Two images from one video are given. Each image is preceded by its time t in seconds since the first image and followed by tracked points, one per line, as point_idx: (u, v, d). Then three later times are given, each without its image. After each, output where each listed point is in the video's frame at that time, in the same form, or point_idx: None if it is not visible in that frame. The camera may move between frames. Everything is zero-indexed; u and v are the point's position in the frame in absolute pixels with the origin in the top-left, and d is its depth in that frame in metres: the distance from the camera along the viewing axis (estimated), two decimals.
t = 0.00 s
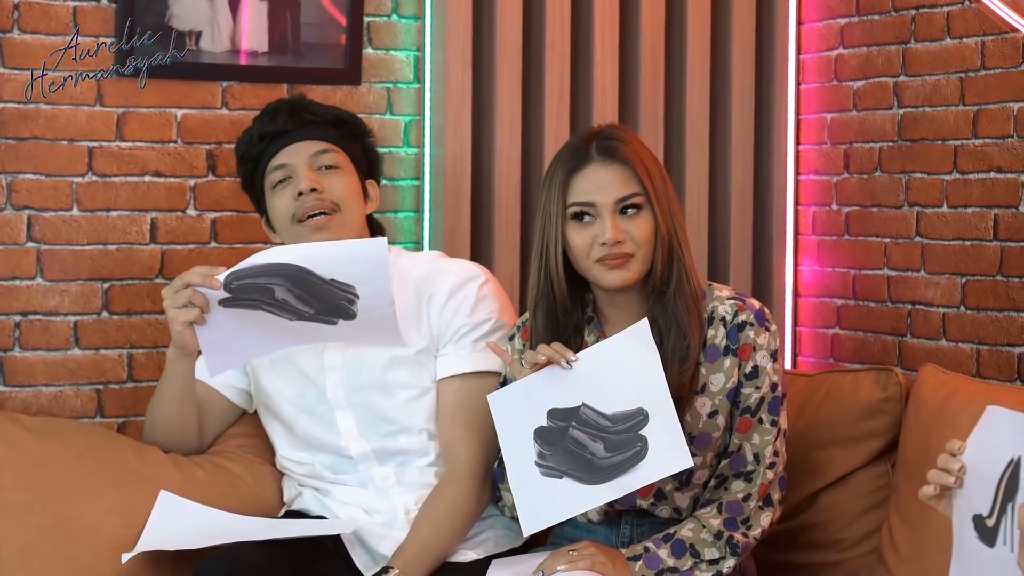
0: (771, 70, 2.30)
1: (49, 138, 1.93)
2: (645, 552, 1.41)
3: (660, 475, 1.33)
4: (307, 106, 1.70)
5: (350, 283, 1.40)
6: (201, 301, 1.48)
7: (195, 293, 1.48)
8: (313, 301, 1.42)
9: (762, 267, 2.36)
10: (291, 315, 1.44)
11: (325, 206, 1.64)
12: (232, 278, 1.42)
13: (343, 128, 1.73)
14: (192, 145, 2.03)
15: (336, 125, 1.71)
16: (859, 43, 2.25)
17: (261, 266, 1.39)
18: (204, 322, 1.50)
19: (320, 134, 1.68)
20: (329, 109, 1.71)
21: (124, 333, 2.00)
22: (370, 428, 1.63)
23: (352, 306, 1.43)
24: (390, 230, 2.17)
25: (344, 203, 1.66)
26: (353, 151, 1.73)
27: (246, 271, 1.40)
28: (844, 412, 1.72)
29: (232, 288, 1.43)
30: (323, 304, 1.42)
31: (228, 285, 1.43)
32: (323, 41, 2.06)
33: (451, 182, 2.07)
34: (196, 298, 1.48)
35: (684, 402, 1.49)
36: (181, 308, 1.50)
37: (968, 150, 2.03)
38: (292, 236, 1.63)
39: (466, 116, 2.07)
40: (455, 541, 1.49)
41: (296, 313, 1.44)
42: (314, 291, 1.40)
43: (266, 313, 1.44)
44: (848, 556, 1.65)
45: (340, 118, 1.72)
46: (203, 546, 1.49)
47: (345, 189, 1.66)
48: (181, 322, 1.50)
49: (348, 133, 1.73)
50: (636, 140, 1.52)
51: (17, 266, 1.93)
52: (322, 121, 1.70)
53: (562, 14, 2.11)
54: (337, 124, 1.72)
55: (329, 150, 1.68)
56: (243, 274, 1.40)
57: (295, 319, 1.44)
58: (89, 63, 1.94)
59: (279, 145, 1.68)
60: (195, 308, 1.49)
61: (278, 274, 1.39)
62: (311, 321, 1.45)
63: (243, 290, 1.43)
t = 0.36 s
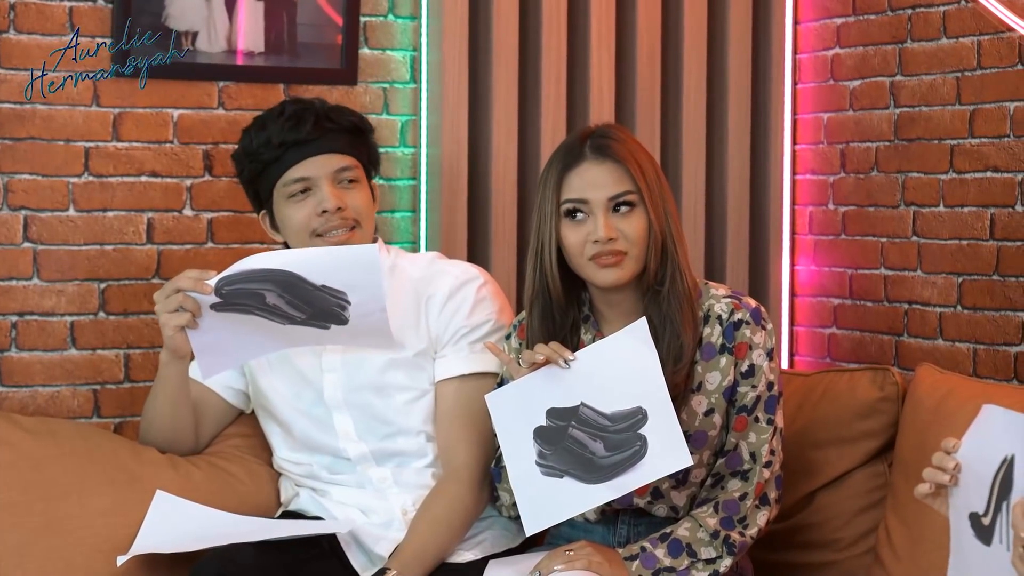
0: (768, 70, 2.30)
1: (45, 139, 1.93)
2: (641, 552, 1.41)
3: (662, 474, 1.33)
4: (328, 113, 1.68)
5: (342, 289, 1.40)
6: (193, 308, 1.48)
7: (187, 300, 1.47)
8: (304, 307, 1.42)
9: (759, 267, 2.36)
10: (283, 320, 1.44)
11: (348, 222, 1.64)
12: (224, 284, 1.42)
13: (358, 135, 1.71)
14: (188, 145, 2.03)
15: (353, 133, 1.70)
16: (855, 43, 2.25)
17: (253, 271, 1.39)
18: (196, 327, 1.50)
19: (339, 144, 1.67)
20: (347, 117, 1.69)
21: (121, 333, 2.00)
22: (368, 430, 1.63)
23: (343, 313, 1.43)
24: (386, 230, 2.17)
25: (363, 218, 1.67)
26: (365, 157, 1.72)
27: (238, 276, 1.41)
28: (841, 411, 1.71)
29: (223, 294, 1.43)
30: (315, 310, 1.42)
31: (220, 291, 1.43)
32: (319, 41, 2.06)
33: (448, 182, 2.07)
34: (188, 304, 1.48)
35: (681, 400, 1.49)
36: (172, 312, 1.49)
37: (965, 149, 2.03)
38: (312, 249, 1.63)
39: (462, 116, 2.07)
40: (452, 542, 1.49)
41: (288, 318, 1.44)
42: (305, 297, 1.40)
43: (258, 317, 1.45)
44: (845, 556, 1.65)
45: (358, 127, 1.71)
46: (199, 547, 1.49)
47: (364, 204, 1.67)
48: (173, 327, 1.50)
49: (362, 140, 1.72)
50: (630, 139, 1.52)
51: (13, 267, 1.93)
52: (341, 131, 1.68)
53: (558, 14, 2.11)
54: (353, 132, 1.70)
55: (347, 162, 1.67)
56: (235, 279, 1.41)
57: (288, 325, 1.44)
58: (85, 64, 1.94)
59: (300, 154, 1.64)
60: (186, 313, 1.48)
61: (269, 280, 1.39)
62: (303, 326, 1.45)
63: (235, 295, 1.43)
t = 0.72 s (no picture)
0: (768, 70, 2.30)
1: (46, 139, 1.93)
2: (641, 552, 1.41)
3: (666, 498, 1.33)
4: (333, 110, 1.68)
5: (338, 316, 1.43)
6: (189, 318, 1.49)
7: (183, 310, 1.48)
8: (300, 331, 1.44)
9: (759, 267, 2.36)
10: (277, 343, 1.46)
11: (349, 220, 1.63)
12: (222, 298, 1.44)
13: (364, 132, 1.71)
14: (189, 145, 2.03)
15: (358, 131, 1.69)
16: (856, 43, 2.25)
17: (253, 290, 1.43)
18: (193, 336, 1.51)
19: (344, 142, 1.66)
20: (353, 114, 1.69)
21: (121, 334, 2.00)
22: (368, 431, 1.63)
23: (337, 343, 1.46)
24: (387, 231, 2.17)
25: (365, 218, 1.65)
26: (370, 156, 1.71)
27: (237, 294, 1.43)
28: (842, 411, 1.71)
29: (220, 311, 1.45)
30: (310, 335, 1.44)
31: (217, 306, 1.45)
32: (319, 41, 2.06)
33: (448, 182, 2.07)
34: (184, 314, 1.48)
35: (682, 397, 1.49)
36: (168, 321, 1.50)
37: (965, 150, 2.03)
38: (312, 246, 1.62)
39: (463, 116, 2.07)
40: (452, 544, 1.49)
41: (282, 341, 1.46)
42: (302, 320, 1.43)
43: (251, 337, 1.46)
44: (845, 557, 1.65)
45: (364, 125, 1.70)
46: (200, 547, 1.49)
47: (366, 203, 1.66)
48: (168, 337, 1.50)
49: (367, 138, 1.72)
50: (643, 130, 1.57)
51: (13, 266, 1.93)
52: (347, 128, 1.68)
53: (559, 15, 2.11)
54: (359, 129, 1.70)
55: (351, 159, 1.66)
56: (234, 295, 1.43)
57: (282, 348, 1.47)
58: (86, 64, 1.94)
59: (304, 150, 1.64)
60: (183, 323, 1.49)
61: (267, 298, 1.42)
62: (296, 352, 1.47)
63: (231, 312, 1.45)
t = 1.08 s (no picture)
0: (765, 74, 2.31)
1: (43, 142, 1.93)
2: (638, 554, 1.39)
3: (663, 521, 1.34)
4: (328, 113, 1.68)
5: (337, 308, 1.44)
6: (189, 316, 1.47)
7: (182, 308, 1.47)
8: (299, 325, 1.45)
9: (756, 271, 2.36)
10: (278, 338, 1.46)
11: (341, 223, 1.63)
12: (222, 294, 1.44)
13: (359, 135, 1.71)
14: (186, 148, 2.03)
15: (354, 135, 1.69)
16: (852, 48, 2.25)
17: (252, 284, 1.44)
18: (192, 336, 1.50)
19: (339, 145, 1.66)
20: (348, 117, 1.69)
21: (118, 337, 2.00)
22: (366, 435, 1.63)
23: (336, 338, 1.46)
24: (384, 235, 2.17)
25: (358, 221, 1.65)
26: (366, 161, 1.71)
27: (236, 290, 1.44)
28: (838, 415, 1.71)
29: (219, 308, 1.45)
30: (309, 329, 1.45)
31: (216, 302, 1.45)
32: (316, 44, 2.06)
33: (445, 185, 2.07)
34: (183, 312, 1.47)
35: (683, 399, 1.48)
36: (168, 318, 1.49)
37: (962, 154, 2.03)
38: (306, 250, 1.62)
39: (460, 120, 2.07)
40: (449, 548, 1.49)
41: (282, 336, 1.46)
42: (301, 313, 1.44)
43: (250, 333, 1.46)
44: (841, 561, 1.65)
45: (359, 128, 1.70)
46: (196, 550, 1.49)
47: (360, 206, 1.65)
48: (167, 336, 1.49)
49: (362, 141, 1.72)
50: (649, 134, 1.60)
51: (10, 270, 1.93)
52: (341, 131, 1.68)
53: (556, 20, 2.11)
54: (354, 132, 1.70)
55: (344, 162, 1.66)
56: (234, 290, 1.43)
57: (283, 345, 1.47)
58: (83, 67, 1.95)
59: (298, 153, 1.64)
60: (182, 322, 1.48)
61: (267, 293, 1.43)
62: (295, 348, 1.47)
63: (230, 308, 1.44)
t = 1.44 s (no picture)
0: (760, 81, 2.31)
1: (38, 147, 1.94)
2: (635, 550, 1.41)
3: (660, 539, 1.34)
4: (325, 120, 1.68)
5: (331, 316, 1.43)
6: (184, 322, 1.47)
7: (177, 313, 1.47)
8: (294, 333, 1.44)
9: (750, 277, 2.36)
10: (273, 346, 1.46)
11: (337, 231, 1.63)
12: (215, 303, 1.44)
13: (356, 142, 1.71)
14: (181, 153, 2.03)
15: (351, 142, 1.69)
16: (847, 55, 2.25)
17: (247, 291, 1.43)
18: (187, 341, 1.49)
19: (337, 152, 1.66)
20: (346, 124, 1.69)
21: (112, 342, 2.00)
22: (360, 440, 1.63)
23: (331, 345, 1.46)
24: (379, 240, 2.17)
25: (355, 229, 1.65)
26: (364, 168, 1.71)
27: (231, 297, 1.43)
28: (832, 421, 1.71)
29: (214, 315, 1.45)
30: (305, 338, 1.45)
31: (211, 309, 1.44)
32: (312, 49, 2.06)
33: (439, 191, 2.07)
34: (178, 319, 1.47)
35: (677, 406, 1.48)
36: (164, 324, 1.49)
37: (956, 162, 2.04)
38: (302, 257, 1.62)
39: (455, 125, 2.07)
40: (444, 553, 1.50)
41: (276, 344, 1.45)
42: (296, 321, 1.43)
43: (244, 340, 1.46)
44: (834, 567, 1.66)
45: (356, 135, 1.70)
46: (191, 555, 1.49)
47: (357, 214, 1.66)
48: (162, 342, 1.49)
49: (360, 148, 1.72)
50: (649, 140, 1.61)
51: (5, 274, 1.93)
52: (338, 138, 1.68)
53: (551, 27, 2.12)
54: (351, 139, 1.70)
55: (342, 169, 1.66)
56: (228, 298, 1.43)
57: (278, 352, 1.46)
58: (79, 72, 1.95)
59: (295, 160, 1.64)
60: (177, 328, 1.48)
61: (262, 301, 1.42)
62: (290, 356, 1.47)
63: (225, 315, 1.45)
